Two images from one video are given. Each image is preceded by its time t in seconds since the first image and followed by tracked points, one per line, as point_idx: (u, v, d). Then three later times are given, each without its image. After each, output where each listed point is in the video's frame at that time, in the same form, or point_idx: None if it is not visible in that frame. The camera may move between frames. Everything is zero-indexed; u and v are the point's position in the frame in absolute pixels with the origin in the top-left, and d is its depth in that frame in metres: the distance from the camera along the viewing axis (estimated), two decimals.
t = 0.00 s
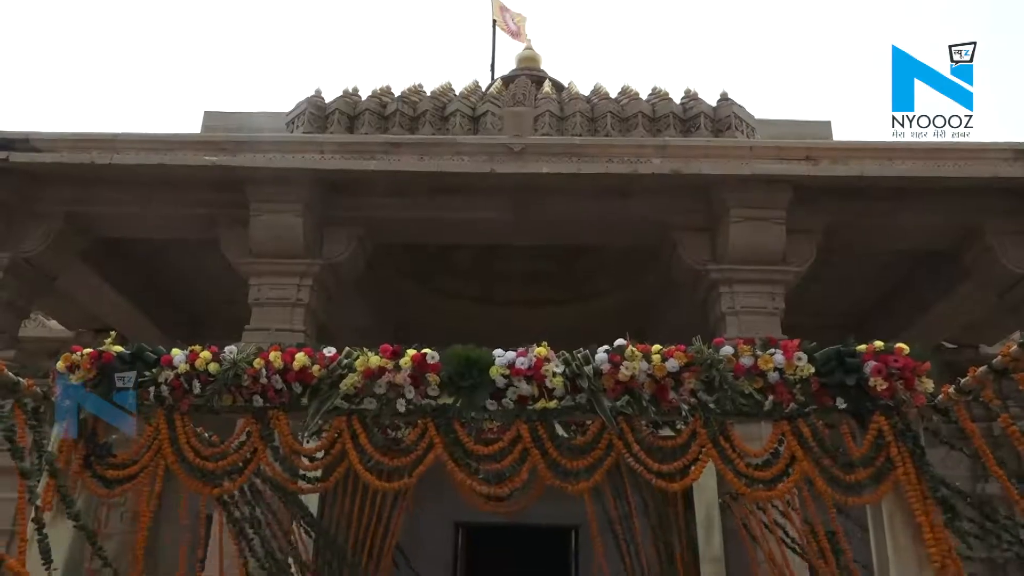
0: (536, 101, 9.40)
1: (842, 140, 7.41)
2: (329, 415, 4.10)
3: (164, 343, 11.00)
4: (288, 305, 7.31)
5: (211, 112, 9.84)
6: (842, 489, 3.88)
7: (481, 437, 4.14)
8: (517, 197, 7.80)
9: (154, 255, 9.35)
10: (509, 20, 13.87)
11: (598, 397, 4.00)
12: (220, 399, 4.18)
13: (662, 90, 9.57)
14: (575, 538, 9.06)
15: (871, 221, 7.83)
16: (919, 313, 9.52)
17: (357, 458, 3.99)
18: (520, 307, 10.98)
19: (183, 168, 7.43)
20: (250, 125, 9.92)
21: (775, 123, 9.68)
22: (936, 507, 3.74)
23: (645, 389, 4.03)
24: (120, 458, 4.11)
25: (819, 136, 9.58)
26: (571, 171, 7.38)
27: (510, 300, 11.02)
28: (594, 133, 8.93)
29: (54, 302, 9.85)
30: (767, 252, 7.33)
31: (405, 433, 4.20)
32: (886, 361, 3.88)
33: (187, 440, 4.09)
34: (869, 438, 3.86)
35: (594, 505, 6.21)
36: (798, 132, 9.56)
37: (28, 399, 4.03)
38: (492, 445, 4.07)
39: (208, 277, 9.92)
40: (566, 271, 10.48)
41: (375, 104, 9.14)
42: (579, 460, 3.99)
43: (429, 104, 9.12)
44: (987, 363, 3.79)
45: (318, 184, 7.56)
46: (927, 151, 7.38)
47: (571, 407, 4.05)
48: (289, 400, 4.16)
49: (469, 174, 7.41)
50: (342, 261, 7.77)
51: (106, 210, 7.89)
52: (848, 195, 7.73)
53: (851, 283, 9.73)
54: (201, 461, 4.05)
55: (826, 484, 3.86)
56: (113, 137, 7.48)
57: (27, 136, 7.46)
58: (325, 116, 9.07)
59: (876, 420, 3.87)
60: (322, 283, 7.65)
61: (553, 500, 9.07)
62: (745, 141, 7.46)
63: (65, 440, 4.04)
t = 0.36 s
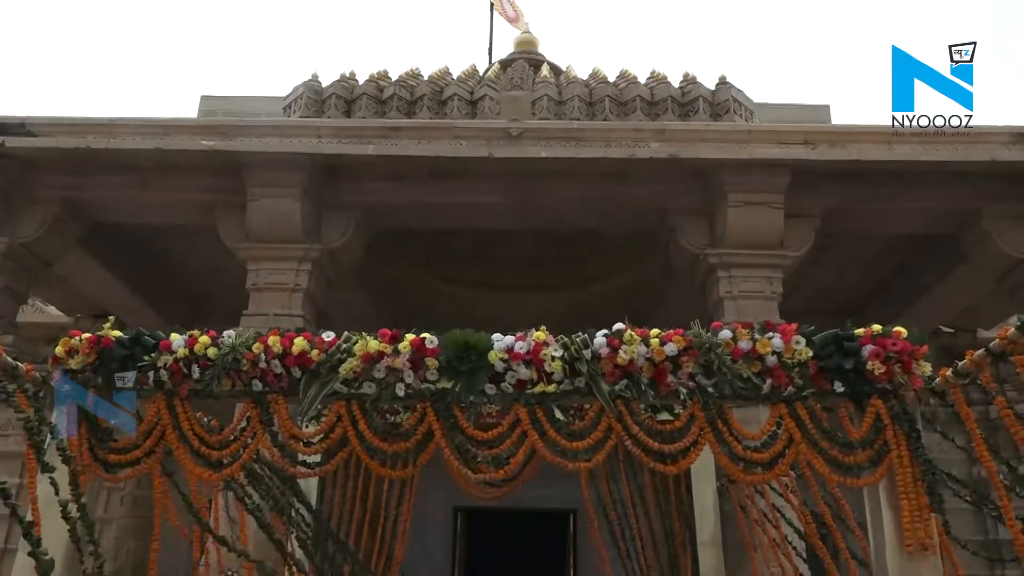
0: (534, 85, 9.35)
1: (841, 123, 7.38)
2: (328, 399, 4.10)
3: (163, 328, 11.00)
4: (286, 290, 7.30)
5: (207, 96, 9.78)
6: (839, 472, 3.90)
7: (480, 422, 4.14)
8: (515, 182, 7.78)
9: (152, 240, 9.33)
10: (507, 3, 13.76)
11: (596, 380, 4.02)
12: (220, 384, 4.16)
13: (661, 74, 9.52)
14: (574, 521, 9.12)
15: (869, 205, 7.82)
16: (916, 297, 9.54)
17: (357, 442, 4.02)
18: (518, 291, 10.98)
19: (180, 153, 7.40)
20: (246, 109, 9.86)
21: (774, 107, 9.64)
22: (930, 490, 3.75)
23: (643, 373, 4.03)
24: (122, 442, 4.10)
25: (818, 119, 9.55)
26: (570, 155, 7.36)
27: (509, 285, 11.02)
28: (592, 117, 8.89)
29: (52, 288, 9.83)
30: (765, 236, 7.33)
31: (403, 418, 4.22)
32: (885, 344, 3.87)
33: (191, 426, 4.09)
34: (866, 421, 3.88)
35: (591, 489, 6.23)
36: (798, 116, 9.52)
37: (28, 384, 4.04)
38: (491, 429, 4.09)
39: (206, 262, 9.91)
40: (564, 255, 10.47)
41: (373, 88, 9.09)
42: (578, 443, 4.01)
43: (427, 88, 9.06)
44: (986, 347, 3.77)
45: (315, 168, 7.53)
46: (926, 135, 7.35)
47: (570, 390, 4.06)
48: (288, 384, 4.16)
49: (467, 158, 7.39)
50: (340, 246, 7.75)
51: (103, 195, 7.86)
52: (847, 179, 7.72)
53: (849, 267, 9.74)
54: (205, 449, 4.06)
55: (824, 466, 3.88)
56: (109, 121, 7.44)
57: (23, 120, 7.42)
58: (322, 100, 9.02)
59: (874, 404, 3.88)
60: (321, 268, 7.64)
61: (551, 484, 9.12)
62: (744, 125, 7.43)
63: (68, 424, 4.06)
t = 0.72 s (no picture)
0: (533, 64, 9.27)
1: (842, 102, 7.34)
2: (329, 378, 4.10)
3: (163, 308, 11.00)
4: (286, 270, 7.30)
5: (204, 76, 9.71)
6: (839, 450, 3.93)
7: (479, 400, 4.13)
8: (515, 161, 7.75)
9: (150, 220, 9.30)
10: None
11: (596, 358, 4.03)
12: (219, 362, 4.14)
13: (661, 53, 9.44)
14: (573, 499, 9.17)
15: (870, 184, 7.79)
16: (916, 277, 9.53)
17: (359, 421, 4.04)
18: (517, 271, 10.98)
19: (178, 132, 7.36)
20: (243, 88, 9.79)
21: (775, 86, 9.57)
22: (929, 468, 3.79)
23: (642, 352, 4.04)
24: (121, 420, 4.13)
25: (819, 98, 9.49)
26: (569, 134, 7.32)
27: (508, 265, 11.01)
28: (592, 96, 8.84)
29: (51, 268, 9.82)
30: (765, 216, 7.30)
31: (404, 397, 4.23)
32: (883, 323, 3.86)
33: (189, 404, 4.12)
34: (864, 399, 3.90)
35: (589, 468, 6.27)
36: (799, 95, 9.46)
37: (29, 363, 3.99)
38: (492, 408, 4.11)
39: (205, 242, 9.90)
40: (563, 235, 10.45)
41: (371, 66, 9.02)
42: (577, 421, 4.03)
43: (426, 67, 8.99)
44: (985, 325, 3.72)
45: (314, 147, 7.49)
46: (926, 114, 7.31)
47: (570, 369, 4.06)
48: (288, 363, 4.15)
49: (466, 137, 7.35)
50: (339, 225, 7.73)
51: (102, 175, 7.83)
52: (847, 157, 7.69)
53: (849, 246, 9.72)
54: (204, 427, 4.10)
55: (824, 444, 3.91)
56: (106, 101, 7.39)
57: (20, 100, 7.37)
58: (320, 79, 8.96)
59: (873, 382, 3.89)
60: (320, 248, 7.63)
61: (551, 462, 9.16)
62: (745, 103, 7.38)
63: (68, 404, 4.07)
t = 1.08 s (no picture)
0: (535, 39, 9.18)
1: (846, 77, 7.27)
2: (329, 354, 4.09)
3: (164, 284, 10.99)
4: (286, 247, 7.28)
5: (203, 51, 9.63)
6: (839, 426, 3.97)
7: (481, 375, 4.17)
8: (516, 136, 7.70)
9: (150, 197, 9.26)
10: None
11: (597, 334, 4.01)
12: (221, 338, 4.14)
13: (664, 27, 9.34)
14: (574, 475, 9.22)
15: (873, 160, 7.75)
16: (917, 254, 9.50)
17: (361, 396, 4.06)
18: (519, 248, 10.97)
19: (177, 108, 7.31)
20: (243, 64, 9.71)
21: (779, 61, 9.48)
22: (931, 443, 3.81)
23: (644, 328, 4.03)
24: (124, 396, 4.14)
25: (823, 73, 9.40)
26: (571, 110, 7.27)
27: (509, 242, 10.98)
28: (594, 71, 8.76)
29: (51, 244, 9.80)
30: (768, 192, 7.26)
31: (406, 372, 4.25)
32: (886, 298, 3.84)
33: (190, 378, 4.14)
34: (866, 375, 3.91)
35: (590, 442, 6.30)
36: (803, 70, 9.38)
37: (31, 339, 4.00)
38: (493, 383, 4.14)
39: (205, 218, 9.87)
40: (565, 212, 10.41)
41: (372, 41, 8.94)
42: (578, 396, 4.05)
43: (426, 42, 8.91)
44: (988, 300, 3.69)
45: (314, 123, 7.45)
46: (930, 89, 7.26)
47: (571, 345, 4.05)
48: (289, 339, 4.15)
49: (466, 113, 7.30)
50: (340, 202, 7.69)
51: (101, 151, 7.79)
52: (851, 133, 7.63)
53: (851, 223, 9.69)
54: (205, 402, 4.11)
55: (823, 420, 3.96)
56: (105, 76, 7.33)
57: (18, 75, 7.31)
58: (320, 54, 8.88)
59: (874, 357, 3.90)
60: (321, 224, 7.61)
61: (552, 439, 9.19)
62: (748, 78, 7.31)
63: (71, 380, 4.08)
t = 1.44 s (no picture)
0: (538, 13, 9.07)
1: (852, 51, 7.20)
2: (334, 329, 4.10)
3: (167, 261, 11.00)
4: (289, 223, 7.27)
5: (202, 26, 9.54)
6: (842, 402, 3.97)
7: (484, 352, 4.20)
8: (519, 112, 7.64)
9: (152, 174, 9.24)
10: None
11: (601, 310, 4.01)
12: (224, 314, 4.14)
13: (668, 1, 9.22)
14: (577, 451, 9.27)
15: (878, 136, 7.69)
16: (921, 230, 9.47)
17: (364, 371, 4.07)
18: (522, 225, 10.94)
19: (178, 84, 7.26)
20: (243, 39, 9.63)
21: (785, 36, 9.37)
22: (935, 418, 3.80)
23: (647, 303, 4.03)
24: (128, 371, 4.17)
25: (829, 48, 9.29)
26: (574, 85, 7.20)
27: (512, 219, 10.95)
28: (597, 46, 8.67)
29: (55, 221, 9.80)
30: (772, 167, 7.22)
31: (408, 348, 4.25)
32: (890, 274, 3.84)
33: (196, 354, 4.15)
34: (869, 350, 3.90)
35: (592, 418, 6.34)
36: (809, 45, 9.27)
37: (35, 315, 4.03)
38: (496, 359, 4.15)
39: (208, 195, 9.85)
40: (568, 189, 10.37)
41: (373, 16, 8.85)
42: (581, 372, 4.06)
43: (428, 16, 8.81)
44: (993, 276, 3.67)
45: (315, 99, 7.40)
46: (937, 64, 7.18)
47: (574, 321, 4.04)
48: (292, 315, 4.14)
49: (469, 88, 7.24)
50: (342, 178, 7.66)
51: (102, 127, 7.76)
52: (856, 108, 7.57)
53: (855, 199, 9.64)
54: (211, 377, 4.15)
55: (824, 396, 3.96)
56: (105, 52, 7.28)
57: (18, 51, 7.26)
58: (321, 29, 8.80)
59: (877, 333, 3.89)
60: (323, 200, 7.59)
61: (556, 415, 9.23)
62: (752, 53, 7.23)
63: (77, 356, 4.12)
